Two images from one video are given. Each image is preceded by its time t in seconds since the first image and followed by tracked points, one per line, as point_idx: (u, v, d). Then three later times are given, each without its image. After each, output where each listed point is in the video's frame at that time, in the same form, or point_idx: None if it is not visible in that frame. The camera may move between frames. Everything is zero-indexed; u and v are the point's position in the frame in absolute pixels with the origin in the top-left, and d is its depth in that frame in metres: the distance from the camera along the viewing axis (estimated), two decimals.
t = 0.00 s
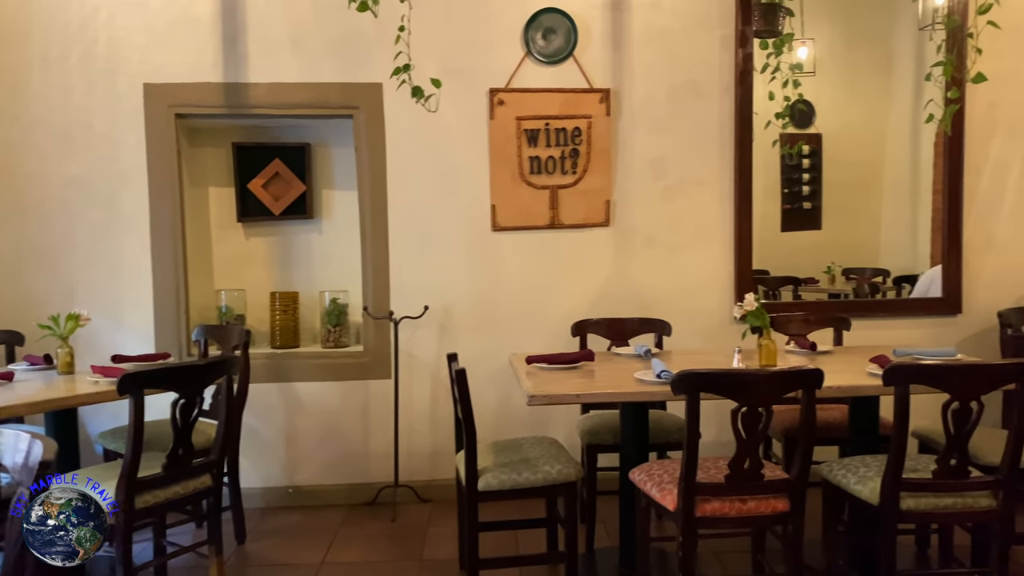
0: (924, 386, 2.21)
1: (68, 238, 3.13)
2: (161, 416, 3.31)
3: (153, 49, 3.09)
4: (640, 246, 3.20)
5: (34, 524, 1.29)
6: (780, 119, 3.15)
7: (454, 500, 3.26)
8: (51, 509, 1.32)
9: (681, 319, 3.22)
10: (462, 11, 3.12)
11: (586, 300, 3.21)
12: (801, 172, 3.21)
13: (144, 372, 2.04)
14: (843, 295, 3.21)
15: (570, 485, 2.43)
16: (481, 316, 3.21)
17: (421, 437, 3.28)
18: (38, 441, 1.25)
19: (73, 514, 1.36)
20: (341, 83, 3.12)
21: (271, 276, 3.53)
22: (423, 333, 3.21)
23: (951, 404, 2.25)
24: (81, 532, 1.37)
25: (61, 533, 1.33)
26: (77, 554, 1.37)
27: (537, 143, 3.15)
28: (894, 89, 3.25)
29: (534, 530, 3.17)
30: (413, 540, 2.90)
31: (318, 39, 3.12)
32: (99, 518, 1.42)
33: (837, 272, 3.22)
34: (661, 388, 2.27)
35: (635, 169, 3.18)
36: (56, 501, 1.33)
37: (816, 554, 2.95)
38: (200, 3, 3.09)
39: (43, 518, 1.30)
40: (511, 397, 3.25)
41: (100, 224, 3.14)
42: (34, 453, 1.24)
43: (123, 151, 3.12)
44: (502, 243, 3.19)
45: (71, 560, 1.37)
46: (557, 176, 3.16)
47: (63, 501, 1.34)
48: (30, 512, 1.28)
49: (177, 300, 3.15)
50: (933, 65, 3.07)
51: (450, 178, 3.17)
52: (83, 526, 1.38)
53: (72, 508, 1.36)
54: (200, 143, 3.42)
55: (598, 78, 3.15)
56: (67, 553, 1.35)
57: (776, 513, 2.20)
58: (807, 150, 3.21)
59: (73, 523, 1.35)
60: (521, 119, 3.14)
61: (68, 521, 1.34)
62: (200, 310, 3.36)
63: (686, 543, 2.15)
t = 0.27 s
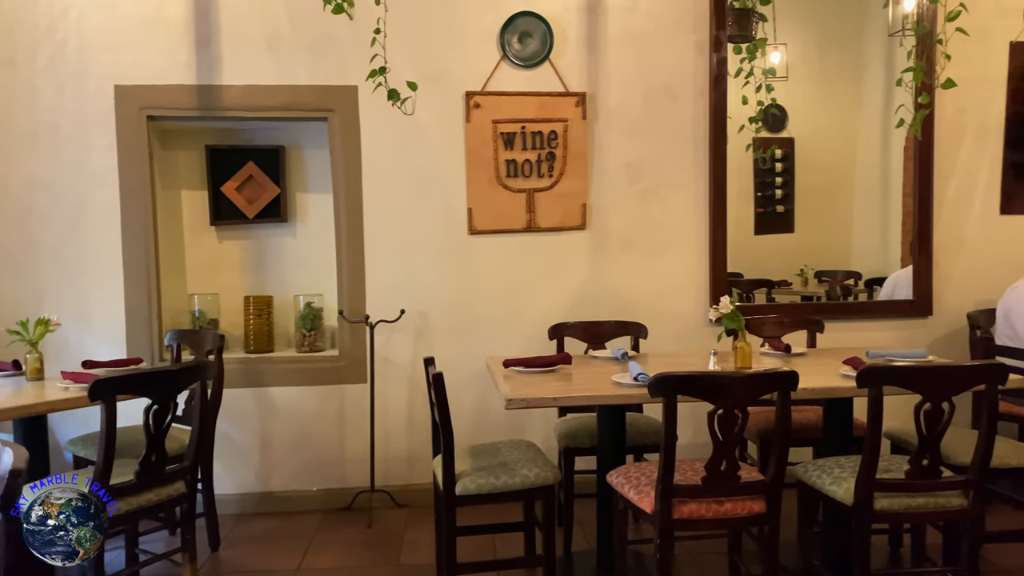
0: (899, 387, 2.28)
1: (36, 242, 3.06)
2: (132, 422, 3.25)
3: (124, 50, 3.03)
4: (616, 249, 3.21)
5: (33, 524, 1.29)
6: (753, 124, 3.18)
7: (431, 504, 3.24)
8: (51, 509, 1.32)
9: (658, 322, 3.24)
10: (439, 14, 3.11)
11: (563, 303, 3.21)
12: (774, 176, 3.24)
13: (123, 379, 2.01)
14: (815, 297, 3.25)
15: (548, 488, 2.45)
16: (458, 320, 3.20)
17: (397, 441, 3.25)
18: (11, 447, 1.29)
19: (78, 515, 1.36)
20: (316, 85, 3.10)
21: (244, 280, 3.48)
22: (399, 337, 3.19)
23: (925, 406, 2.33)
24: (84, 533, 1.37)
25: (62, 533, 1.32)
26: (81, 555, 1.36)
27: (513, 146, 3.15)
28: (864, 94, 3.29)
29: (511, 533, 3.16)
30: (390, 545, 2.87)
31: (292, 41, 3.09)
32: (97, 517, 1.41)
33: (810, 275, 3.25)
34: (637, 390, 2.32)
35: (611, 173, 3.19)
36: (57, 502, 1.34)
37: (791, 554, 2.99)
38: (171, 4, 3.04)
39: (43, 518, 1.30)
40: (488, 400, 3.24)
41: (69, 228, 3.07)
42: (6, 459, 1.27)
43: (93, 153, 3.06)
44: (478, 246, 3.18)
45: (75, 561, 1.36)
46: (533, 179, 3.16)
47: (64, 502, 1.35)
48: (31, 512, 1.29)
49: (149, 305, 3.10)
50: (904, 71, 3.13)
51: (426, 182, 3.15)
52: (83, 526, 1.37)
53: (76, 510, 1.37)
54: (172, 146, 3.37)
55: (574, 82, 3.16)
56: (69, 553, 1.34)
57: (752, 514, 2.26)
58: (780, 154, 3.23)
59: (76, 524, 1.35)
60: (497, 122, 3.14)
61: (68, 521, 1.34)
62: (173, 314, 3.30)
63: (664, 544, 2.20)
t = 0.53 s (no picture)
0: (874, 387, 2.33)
1: (7, 244, 3.00)
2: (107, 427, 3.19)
3: (97, 50, 2.98)
4: (595, 250, 3.22)
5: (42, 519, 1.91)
6: (729, 126, 3.20)
7: (411, 507, 3.23)
8: (53, 510, 1.90)
9: (637, 323, 3.25)
10: (417, 16, 3.10)
11: (543, 305, 3.22)
12: (750, 178, 3.26)
13: (96, 383, 2.00)
14: (791, 298, 3.28)
15: (530, 489, 2.47)
16: (437, 323, 3.19)
17: (376, 444, 3.23)
18: None
19: (74, 513, 1.88)
20: (293, 86, 3.07)
21: (221, 282, 3.43)
22: (378, 340, 3.17)
23: (899, 405, 2.39)
24: (82, 531, 1.88)
25: (62, 532, 1.88)
26: (77, 551, 1.91)
27: (492, 148, 3.14)
28: (839, 97, 3.32)
29: (491, 536, 3.16)
30: (369, 548, 2.85)
31: (269, 42, 3.06)
32: (98, 517, 1.90)
33: (786, 276, 3.28)
34: (617, 391, 2.38)
35: (590, 175, 3.20)
36: (57, 501, 1.91)
37: (770, 553, 3.02)
38: (146, 4, 3.00)
39: (45, 518, 1.90)
40: (468, 403, 3.23)
41: (41, 230, 3.01)
42: None
43: (66, 155, 3.01)
44: (457, 249, 3.17)
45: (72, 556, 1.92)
46: (512, 181, 3.16)
47: (63, 502, 1.90)
48: (37, 512, 1.91)
49: (124, 308, 3.05)
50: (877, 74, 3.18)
51: (405, 183, 3.14)
52: (83, 526, 1.88)
53: (73, 508, 1.88)
54: (146, 147, 3.32)
55: (552, 84, 3.16)
56: (67, 551, 1.91)
57: (730, 514, 2.30)
58: (756, 156, 3.25)
59: (74, 522, 1.87)
60: (476, 124, 3.13)
61: (68, 520, 1.88)
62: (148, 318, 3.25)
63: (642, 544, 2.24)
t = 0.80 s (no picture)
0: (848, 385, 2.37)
1: None
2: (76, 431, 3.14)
3: (65, 48, 2.93)
4: (571, 251, 3.23)
5: (38, 522, 1.94)
6: (703, 127, 3.22)
7: (386, 509, 3.21)
8: (52, 509, 1.95)
9: (612, 324, 3.26)
10: (391, 16, 3.08)
11: (518, 306, 3.22)
12: (722, 179, 3.29)
13: (65, 386, 1.97)
14: (763, 298, 3.31)
15: (506, 489, 2.49)
16: (413, 324, 3.17)
17: (351, 446, 3.21)
18: None
19: (74, 513, 1.96)
20: (266, 86, 3.04)
21: (193, 284, 3.39)
22: (352, 341, 3.15)
23: (871, 404, 2.42)
24: (82, 531, 1.97)
25: (62, 533, 1.95)
26: (77, 551, 1.99)
27: (467, 148, 3.14)
28: (809, 99, 3.36)
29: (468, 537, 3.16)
30: (344, 550, 2.84)
31: (241, 41, 3.03)
32: (97, 517, 2.02)
33: (758, 276, 3.31)
34: (592, 391, 2.43)
35: (565, 175, 3.20)
36: (56, 501, 1.96)
37: (744, 552, 3.05)
38: (115, 2, 2.95)
39: (44, 517, 1.95)
40: (443, 404, 3.22)
41: (8, 231, 2.95)
42: None
43: (34, 155, 2.95)
44: (432, 249, 3.16)
45: (71, 557, 1.99)
46: (488, 182, 3.15)
47: (63, 501, 1.96)
48: (35, 512, 1.95)
49: (94, 311, 3.00)
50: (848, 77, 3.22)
51: (379, 183, 3.12)
52: (83, 526, 1.98)
53: (73, 508, 1.96)
54: (116, 147, 3.27)
55: (527, 85, 3.16)
56: (68, 552, 1.98)
57: (706, 512, 2.37)
58: (728, 158, 3.28)
59: (74, 523, 1.96)
60: (450, 124, 3.12)
61: (68, 520, 1.95)
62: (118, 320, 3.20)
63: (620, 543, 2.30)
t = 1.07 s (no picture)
0: (820, 382, 2.39)
1: None
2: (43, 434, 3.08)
3: (32, 44, 2.87)
4: (546, 250, 3.22)
5: (38, 522, 1.96)
6: (677, 127, 3.24)
7: (361, 510, 3.19)
8: (52, 510, 1.98)
9: (588, 323, 3.26)
10: (365, 13, 3.06)
11: (493, 305, 3.21)
12: (696, 178, 3.30)
13: (35, 390, 1.93)
14: (736, 297, 3.34)
15: (482, 489, 2.49)
16: (387, 324, 3.15)
17: (325, 447, 3.19)
18: None
19: (74, 513, 2.01)
20: (237, 84, 3.00)
21: (164, 284, 3.34)
22: (326, 341, 3.13)
23: (843, 401, 2.45)
24: (82, 531, 2.03)
25: (63, 533, 1.99)
26: (77, 552, 2.03)
27: (442, 147, 3.12)
28: (781, 99, 3.39)
29: (443, 537, 3.15)
30: (319, 552, 2.82)
31: (213, 38, 2.98)
32: (95, 517, 2.09)
33: (731, 275, 3.34)
34: (570, 390, 2.47)
35: (540, 175, 3.20)
36: (56, 502, 1.99)
37: (719, 548, 3.07)
38: None
39: (44, 518, 1.96)
40: (418, 404, 3.21)
41: None
42: None
43: None
44: (407, 248, 3.14)
45: (71, 556, 2.03)
46: (463, 181, 3.14)
47: (64, 501, 2.00)
48: (36, 514, 1.97)
49: (62, 312, 2.94)
50: (819, 77, 3.25)
51: (353, 183, 3.10)
52: (83, 526, 2.03)
53: (73, 508, 2.01)
54: (84, 145, 3.22)
55: (502, 84, 3.15)
56: (69, 552, 2.02)
57: (681, 510, 2.41)
58: (701, 157, 3.31)
59: (73, 523, 2.00)
60: (425, 123, 3.11)
61: (68, 520, 2.00)
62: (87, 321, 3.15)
63: (596, 541, 2.32)
